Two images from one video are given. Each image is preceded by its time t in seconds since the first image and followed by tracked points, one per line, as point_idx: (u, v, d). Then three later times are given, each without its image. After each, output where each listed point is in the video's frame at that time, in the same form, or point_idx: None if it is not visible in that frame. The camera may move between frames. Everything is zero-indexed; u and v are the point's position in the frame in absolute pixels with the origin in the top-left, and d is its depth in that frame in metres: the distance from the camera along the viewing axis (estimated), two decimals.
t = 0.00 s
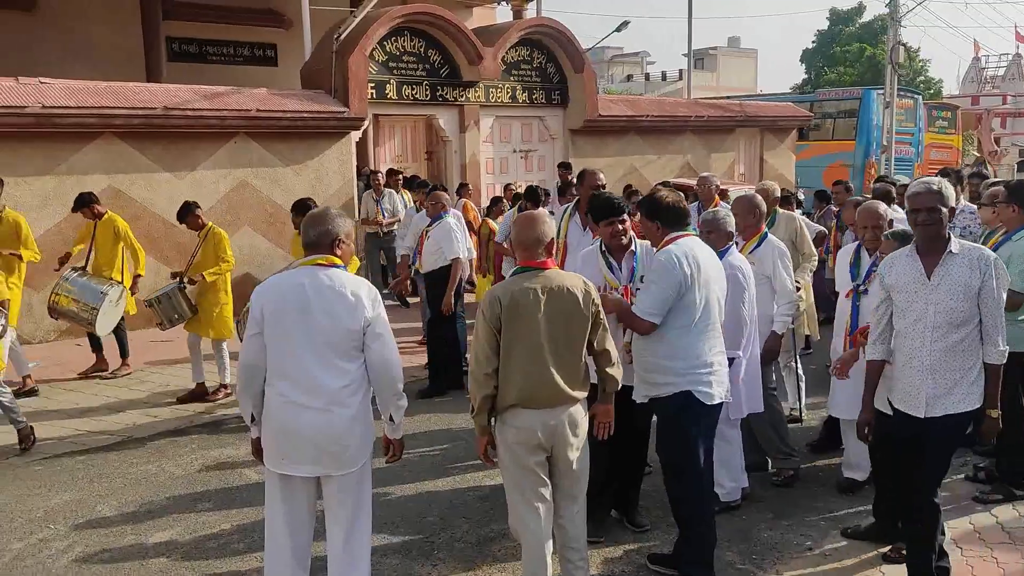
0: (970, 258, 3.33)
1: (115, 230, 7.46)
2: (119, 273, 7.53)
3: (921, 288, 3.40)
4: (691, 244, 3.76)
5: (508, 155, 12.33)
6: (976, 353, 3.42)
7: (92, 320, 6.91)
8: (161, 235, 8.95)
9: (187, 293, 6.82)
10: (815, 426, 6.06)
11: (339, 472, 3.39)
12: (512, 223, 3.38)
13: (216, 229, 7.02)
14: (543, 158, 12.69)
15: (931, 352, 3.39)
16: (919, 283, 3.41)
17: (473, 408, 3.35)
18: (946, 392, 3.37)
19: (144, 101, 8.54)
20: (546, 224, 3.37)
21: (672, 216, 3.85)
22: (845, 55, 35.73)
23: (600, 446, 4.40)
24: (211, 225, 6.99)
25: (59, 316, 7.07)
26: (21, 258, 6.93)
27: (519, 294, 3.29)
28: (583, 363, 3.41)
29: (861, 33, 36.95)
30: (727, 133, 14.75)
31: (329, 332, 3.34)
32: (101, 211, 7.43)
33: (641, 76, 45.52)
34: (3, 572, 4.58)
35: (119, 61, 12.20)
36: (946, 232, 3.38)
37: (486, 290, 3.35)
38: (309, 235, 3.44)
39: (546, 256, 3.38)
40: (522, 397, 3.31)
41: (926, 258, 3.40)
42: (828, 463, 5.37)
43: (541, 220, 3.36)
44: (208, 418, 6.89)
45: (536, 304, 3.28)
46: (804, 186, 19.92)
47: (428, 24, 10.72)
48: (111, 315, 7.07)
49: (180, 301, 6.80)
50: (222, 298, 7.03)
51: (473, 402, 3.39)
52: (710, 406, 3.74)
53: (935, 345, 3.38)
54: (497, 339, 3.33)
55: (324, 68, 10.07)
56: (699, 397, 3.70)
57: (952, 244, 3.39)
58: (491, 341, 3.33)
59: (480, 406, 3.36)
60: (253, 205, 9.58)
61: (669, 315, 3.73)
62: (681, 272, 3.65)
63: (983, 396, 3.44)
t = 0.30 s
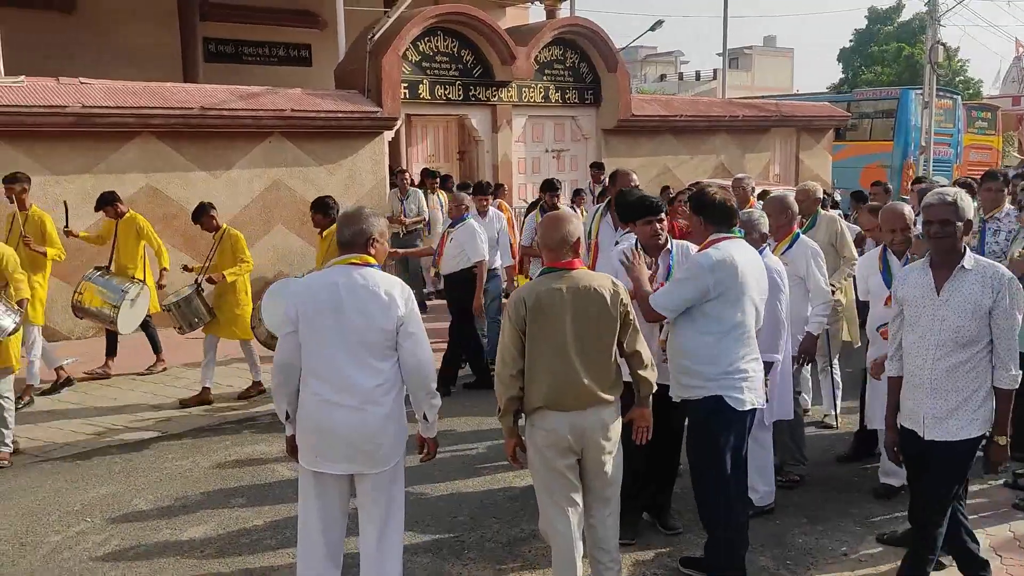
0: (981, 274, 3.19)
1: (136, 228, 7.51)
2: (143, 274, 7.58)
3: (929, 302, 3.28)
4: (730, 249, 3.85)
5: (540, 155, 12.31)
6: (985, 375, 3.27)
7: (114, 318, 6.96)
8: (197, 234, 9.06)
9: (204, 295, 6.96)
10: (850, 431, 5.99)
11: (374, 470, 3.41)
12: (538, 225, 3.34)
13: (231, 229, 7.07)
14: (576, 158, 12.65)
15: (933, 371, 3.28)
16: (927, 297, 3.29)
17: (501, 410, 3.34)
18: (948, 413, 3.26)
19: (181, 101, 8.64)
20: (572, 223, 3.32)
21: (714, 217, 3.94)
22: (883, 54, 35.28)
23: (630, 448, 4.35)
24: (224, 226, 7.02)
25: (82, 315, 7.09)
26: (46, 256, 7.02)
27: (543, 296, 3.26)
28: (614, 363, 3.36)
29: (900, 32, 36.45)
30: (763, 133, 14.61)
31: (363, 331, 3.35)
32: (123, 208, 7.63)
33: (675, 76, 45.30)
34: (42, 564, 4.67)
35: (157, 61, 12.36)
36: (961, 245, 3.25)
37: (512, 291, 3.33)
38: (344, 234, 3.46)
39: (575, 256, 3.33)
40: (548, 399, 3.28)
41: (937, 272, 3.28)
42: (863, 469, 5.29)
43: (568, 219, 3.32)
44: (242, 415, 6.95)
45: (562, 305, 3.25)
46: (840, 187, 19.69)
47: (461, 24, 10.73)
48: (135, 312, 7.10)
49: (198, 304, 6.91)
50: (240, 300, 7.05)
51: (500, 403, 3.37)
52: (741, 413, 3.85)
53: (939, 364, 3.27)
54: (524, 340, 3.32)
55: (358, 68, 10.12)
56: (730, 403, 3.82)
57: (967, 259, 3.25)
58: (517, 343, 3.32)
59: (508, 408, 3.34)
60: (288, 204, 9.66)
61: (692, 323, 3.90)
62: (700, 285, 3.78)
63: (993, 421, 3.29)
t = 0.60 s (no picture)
0: (990, 279, 3.13)
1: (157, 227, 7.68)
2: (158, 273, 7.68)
3: (936, 307, 3.26)
4: (777, 254, 3.82)
5: (576, 157, 12.28)
6: (991, 384, 3.21)
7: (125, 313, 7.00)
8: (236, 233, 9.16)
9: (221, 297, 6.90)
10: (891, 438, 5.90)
11: (413, 469, 3.42)
12: (577, 228, 3.32)
13: (244, 226, 7.13)
14: (612, 160, 12.61)
15: (937, 378, 3.26)
16: (935, 301, 3.26)
17: (539, 413, 3.34)
18: (948, 421, 3.25)
19: (222, 102, 8.74)
20: (611, 225, 3.30)
21: (766, 220, 3.93)
22: (925, 57, 34.75)
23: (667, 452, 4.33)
24: (239, 225, 7.09)
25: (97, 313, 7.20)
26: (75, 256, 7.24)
27: (583, 298, 3.25)
28: (653, 366, 3.34)
29: (943, 35, 35.89)
30: (802, 136, 14.44)
31: (403, 331, 3.36)
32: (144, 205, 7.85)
33: (712, 78, 44.99)
34: (84, 557, 4.74)
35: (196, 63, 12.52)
36: (973, 249, 3.19)
37: (549, 293, 3.32)
38: (386, 234, 3.48)
39: (615, 259, 3.32)
40: (586, 402, 3.27)
41: (946, 276, 3.25)
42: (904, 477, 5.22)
43: (609, 221, 3.31)
44: (278, 414, 7.03)
45: (601, 308, 3.24)
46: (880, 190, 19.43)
47: (499, 26, 10.74)
48: (146, 309, 7.16)
49: (214, 305, 6.84)
50: (252, 300, 7.09)
51: (536, 405, 3.36)
52: (780, 421, 3.82)
53: (943, 370, 3.24)
54: (562, 343, 3.31)
55: (396, 69, 10.17)
56: (767, 410, 3.79)
57: (978, 263, 3.19)
58: (555, 345, 3.31)
59: (546, 411, 3.34)
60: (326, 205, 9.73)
61: (731, 326, 3.88)
62: (741, 287, 3.76)
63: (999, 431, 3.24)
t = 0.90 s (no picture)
0: (998, 286, 2.96)
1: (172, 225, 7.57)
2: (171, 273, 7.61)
3: (942, 317, 3.07)
4: (812, 258, 3.80)
5: (601, 159, 12.24)
6: (1002, 398, 3.01)
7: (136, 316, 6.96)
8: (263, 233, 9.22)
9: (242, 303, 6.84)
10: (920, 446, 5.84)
11: (442, 470, 3.42)
12: (610, 229, 3.32)
13: (257, 228, 7.09)
14: (636, 163, 12.56)
15: (946, 392, 3.06)
16: (940, 311, 3.08)
17: (572, 415, 3.32)
18: (957, 439, 3.03)
19: (250, 103, 8.80)
20: (646, 228, 3.30)
21: (799, 224, 3.90)
22: (953, 61, 34.46)
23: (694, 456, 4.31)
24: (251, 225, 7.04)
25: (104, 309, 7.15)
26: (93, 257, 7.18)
27: (618, 300, 3.23)
28: (686, 370, 3.32)
29: (972, 38, 35.57)
30: (830, 139, 14.35)
31: (435, 332, 3.37)
32: (158, 205, 7.90)
33: (738, 81, 44.85)
34: (114, 552, 4.78)
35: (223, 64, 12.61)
36: (978, 255, 3.03)
37: (584, 296, 3.31)
38: (420, 235, 3.48)
39: (650, 261, 3.30)
40: (619, 404, 3.25)
41: (951, 285, 3.07)
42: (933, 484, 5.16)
43: (643, 224, 3.30)
44: (303, 414, 7.05)
45: (635, 310, 3.22)
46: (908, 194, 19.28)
47: (525, 28, 10.74)
48: (155, 311, 7.11)
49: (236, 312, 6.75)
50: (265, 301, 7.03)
51: (569, 408, 3.34)
52: (811, 426, 3.80)
53: (950, 384, 3.05)
54: (596, 345, 3.29)
55: (422, 71, 10.19)
56: (799, 415, 3.78)
57: (984, 270, 3.02)
58: (588, 347, 3.29)
59: (579, 413, 3.32)
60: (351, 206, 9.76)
61: (762, 330, 3.86)
62: (775, 290, 3.73)
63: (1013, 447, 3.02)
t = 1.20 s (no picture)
0: (988, 298, 2.93)
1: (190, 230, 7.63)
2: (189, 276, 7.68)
3: (929, 329, 3.02)
4: (849, 260, 3.82)
5: (632, 162, 12.22)
6: (990, 412, 2.97)
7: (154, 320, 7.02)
8: (296, 234, 9.30)
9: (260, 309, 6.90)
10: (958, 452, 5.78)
11: (487, 471, 3.45)
12: (657, 232, 3.33)
13: (274, 233, 7.09)
14: (667, 166, 12.53)
15: (933, 406, 3.01)
16: (926, 324, 3.03)
17: (619, 418, 3.34)
18: (946, 452, 2.97)
19: (285, 105, 8.88)
20: (694, 232, 3.30)
21: (835, 227, 3.91)
22: (986, 65, 34.14)
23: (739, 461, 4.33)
24: (269, 231, 7.05)
25: (128, 316, 7.22)
26: (112, 254, 7.25)
27: (668, 303, 3.24)
28: (733, 374, 3.33)
29: (1006, 43, 35.20)
30: (862, 144, 14.25)
31: (482, 334, 3.39)
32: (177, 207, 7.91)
33: (767, 83, 44.65)
34: (154, 548, 4.85)
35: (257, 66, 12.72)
36: (966, 266, 2.99)
37: (634, 298, 3.32)
38: (466, 237, 3.50)
39: (697, 265, 3.31)
40: (666, 408, 3.26)
41: (938, 297, 3.03)
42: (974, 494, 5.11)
43: (692, 228, 3.31)
44: (336, 415, 7.10)
45: (684, 314, 3.23)
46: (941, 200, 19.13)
47: (558, 31, 10.76)
48: (176, 314, 7.16)
49: (252, 318, 6.81)
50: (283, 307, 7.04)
51: (617, 410, 3.36)
52: (853, 433, 3.79)
53: (938, 397, 3.00)
54: (644, 348, 3.30)
55: (455, 73, 10.23)
56: (841, 421, 3.76)
57: (972, 282, 2.99)
58: (637, 350, 3.30)
59: (625, 416, 3.34)
60: (383, 207, 9.81)
61: (801, 333, 3.86)
62: (815, 294, 3.74)
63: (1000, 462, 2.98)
